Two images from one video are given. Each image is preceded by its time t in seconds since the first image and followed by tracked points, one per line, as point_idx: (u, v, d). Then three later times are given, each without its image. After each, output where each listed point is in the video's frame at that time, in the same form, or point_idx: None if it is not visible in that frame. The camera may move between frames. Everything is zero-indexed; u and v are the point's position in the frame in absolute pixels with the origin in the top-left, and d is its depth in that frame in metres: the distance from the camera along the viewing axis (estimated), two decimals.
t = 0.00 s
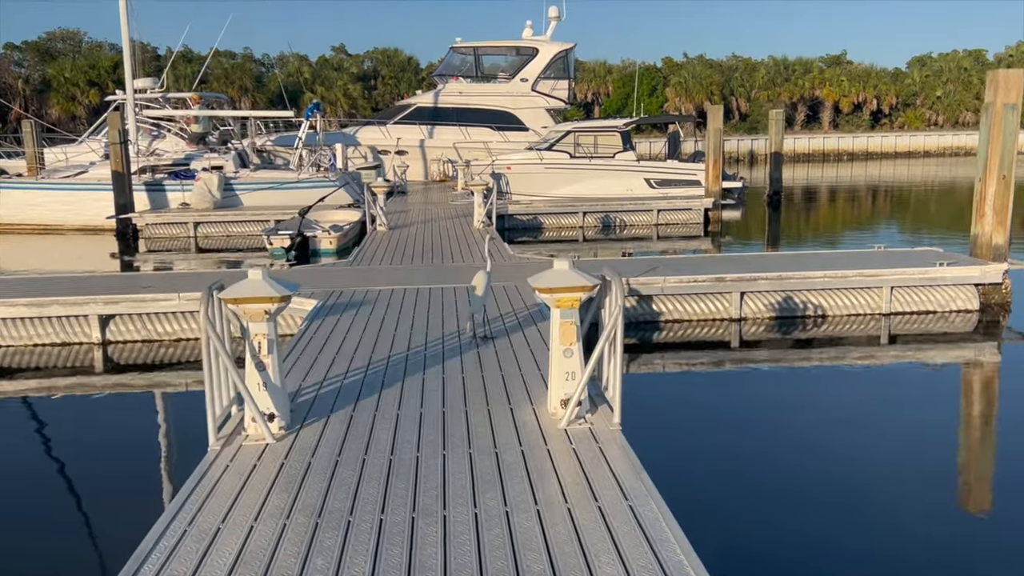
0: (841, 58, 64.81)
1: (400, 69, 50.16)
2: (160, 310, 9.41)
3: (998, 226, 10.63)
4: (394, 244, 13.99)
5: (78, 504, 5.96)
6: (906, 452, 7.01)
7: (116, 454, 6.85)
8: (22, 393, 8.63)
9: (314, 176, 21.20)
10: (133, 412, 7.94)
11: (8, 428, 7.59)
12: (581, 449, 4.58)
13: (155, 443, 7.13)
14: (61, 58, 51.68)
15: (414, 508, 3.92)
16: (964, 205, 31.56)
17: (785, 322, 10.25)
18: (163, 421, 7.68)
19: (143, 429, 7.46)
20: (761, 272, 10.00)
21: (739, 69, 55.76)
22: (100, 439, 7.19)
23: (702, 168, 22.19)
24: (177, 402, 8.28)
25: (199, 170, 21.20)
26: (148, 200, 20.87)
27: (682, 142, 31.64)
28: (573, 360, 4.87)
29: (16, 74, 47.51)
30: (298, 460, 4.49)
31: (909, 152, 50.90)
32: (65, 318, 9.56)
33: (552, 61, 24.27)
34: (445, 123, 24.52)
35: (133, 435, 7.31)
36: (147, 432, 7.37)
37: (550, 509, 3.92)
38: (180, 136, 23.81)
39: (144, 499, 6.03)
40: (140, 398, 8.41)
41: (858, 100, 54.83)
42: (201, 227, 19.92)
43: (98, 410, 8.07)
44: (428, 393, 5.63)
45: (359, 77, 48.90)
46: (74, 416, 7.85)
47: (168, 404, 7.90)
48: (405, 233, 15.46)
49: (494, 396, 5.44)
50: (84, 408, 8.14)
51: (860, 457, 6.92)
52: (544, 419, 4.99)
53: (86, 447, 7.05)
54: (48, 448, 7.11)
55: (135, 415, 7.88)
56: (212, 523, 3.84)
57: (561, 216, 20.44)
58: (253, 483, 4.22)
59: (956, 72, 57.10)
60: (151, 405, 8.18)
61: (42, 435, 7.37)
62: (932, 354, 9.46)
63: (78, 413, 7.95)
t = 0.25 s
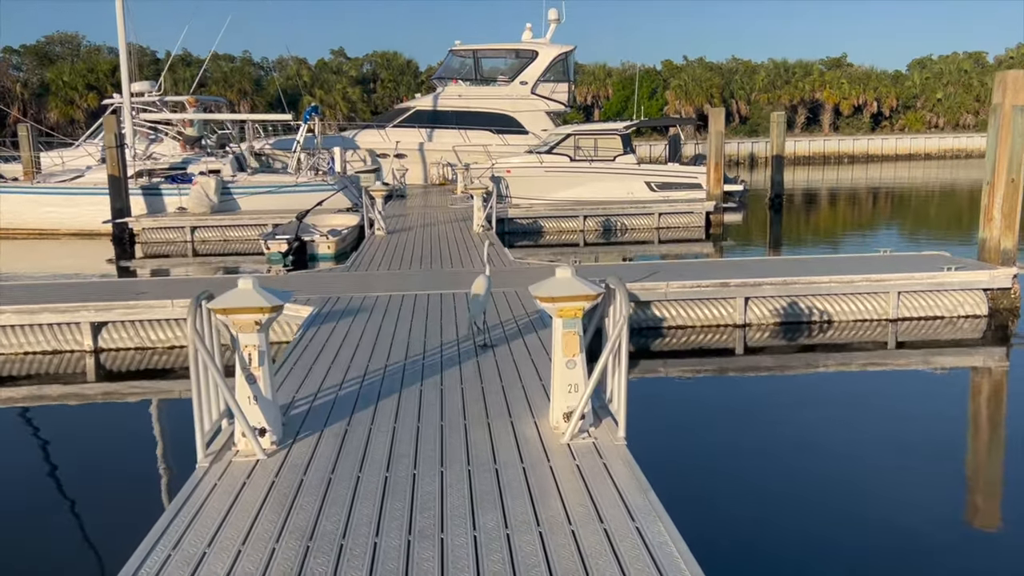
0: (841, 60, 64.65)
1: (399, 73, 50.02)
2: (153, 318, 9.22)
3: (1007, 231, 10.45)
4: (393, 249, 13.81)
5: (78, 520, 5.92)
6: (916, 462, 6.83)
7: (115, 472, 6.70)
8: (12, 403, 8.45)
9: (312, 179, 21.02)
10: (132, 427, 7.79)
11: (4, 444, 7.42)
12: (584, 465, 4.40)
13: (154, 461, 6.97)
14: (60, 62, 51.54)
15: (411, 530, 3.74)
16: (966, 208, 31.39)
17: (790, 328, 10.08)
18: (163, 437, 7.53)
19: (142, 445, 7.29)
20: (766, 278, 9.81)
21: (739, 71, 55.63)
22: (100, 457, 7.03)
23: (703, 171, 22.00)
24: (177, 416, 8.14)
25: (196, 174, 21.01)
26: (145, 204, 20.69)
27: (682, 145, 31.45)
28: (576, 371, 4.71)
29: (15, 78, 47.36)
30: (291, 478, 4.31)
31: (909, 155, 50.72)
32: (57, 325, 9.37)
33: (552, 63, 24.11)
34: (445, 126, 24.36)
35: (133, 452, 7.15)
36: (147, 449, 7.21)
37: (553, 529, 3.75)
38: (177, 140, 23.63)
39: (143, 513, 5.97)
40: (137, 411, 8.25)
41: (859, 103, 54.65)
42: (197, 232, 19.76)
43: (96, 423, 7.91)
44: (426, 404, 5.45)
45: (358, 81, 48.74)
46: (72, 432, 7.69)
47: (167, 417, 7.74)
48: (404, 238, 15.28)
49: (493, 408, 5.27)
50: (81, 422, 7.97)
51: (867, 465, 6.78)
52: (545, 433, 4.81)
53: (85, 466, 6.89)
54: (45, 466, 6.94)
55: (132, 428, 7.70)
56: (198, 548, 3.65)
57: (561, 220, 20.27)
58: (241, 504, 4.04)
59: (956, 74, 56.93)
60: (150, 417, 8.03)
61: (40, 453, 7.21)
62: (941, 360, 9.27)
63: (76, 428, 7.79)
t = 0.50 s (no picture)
0: (842, 61, 64.52)
1: (400, 74, 49.88)
2: (148, 322, 9.04)
3: (1018, 231, 10.29)
4: (393, 252, 13.63)
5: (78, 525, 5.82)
6: (930, 468, 6.66)
7: (114, 479, 6.55)
8: (5, 410, 8.27)
9: (312, 181, 20.86)
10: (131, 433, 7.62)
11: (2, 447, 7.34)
12: (593, 479, 4.21)
13: (153, 468, 6.81)
14: (59, 64, 51.41)
15: (412, 551, 3.56)
16: (969, 209, 31.24)
17: (797, 331, 9.88)
18: (163, 443, 7.38)
19: (141, 452, 7.13)
20: (772, 281, 9.64)
21: (740, 72, 55.50)
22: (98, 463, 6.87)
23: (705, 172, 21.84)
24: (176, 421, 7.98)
25: (195, 176, 20.84)
26: (143, 207, 20.52)
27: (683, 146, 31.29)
28: (583, 380, 4.55)
29: (15, 81, 47.26)
30: (286, 493, 4.15)
31: (911, 156, 50.57)
32: (50, 330, 9.19)
33: (553, 64, 23.96)
34: (445, 128, 24.20)
35: (132, 458, 7.00)
36: (147, 456, 7.05)
37: (560, 548, 3.57)
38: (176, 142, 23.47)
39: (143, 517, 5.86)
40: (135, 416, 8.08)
41: (860, 103, 54.51)
42: (196, 235, 19.61)
43: (93, 429, 7.75)
44: (427, 412, 5.29)
45: (359, 82, 48.63)
46: (70, 438, 7.53)
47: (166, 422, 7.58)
48: (405, 240, 15.12)
49: (497, 416, 5.10)
50: (80, 428, 7.82)
51: (877, 469, 6.64)
52: (551, 444, 4.64)
53: (83, 473, 6.73)
54: (41, 474, 6.78)
55: (131, 432, 7.59)
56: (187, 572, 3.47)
57: (563, 222, 20.11)
58: (234, 523, 3.87)
59: (958, 75, 56.82)
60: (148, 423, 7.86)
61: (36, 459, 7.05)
62: (952, 364, 9.10)
63: (74, 434, 7.63)
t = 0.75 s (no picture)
0: (844, 63, 64.32)
1: (401, 77, 49.71)
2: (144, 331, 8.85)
3: None
4: (394, 256, 13.43)
5: (77, 544, 5.65)
6: (947, 481, 6.46)
7: (114, 488, 6.50)
8: None
9: (312, 185, 20.66)
10: (132, 445, 7.43)
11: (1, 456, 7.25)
12: (604, 502, 4.03)
13: (154, 482, 6.62)
14: (59, 67, 51.33)
15: None
16: (973, 211, 31.02)
17: (807, 339, 9.69)
18: (165, 455, 7.19)
19: (141, 463, 6.98)
20: (781, 287, 9.43)
21: (742, 74, 55.33)
22: (99, 477, 6.69)
23: (708, 175, 21.65)
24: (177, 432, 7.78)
25: (194, 180, 20.65)
26: (142, 210, 20.33)
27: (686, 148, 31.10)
28: (593, 397, 4.37)
29: (15, 83, 47.14)
30: (284, 517, 3.95)
31: (914, 158, 50.37)
32: (45, 338, 9.02)
33: (555, 66, 23.78)
34: (447, 130, 24.01)
35: (133, 472, 6.81)
36: (147, 469, 6.87)
37: None
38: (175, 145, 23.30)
39: (141, 535, 5.69)
40: (134, 427, 7.88)
41: (863, 105, 54.31)
42: (196, 240, 19.49)
43: (93, 441, 7.56)
44: (430, 428, 5.09)
45: (359, 84, 48.48)
46: (70, 450, 7.34)
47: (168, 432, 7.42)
48: (406, 244, 14.92)
49: (502, 433, 4.91)
50: (79, 437, 7.71)
51: (890, 482, 6.46)
52: (559, 463, 4.45)
53: (83, 488, 6.55)
54: (39, 488, 6.59)
55: (131, 443, 7.48)
56: None
57: (565, 226, 19.91)
58: (228, 552, 3.68)
59: (960, 77, 56.63)
60: (149, 434, 7.67)
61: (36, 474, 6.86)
62: (966, 372, 8.88)
63: (73, 446, 7.45)
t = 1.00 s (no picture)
0: (846, 62, 64.08)
1: (402, 77, 49.50)
2: (139, 334, 8.67)
3: None
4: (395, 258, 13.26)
5: (72, 534, 5.67)
6: (962, 482, 6.31)
7: (111, 484, 6.43)
8: None
9: (312, 185, 20.49)
10: (130, 446, 7.28)
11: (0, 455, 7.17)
12: (613, 515, 3.86)
13: (152, 480, 6.51)
14: (60, 67, 51.22)
15: None
16: (977, 211, 30.79)
17: (815, 341, 9.51)
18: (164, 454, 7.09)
19: (141, 462, 6.88)
20: (789, 289, 9.26)
21: (744, 74, 55.11)
22: (100, 479, 6.54)
23: (712, 175, 21.48)
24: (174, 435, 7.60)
25: (194, 180, 20.50)
26: (141, 211, 20.20)
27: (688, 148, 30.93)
28: (601, 407, 4.21)
29: (15, 83, 47.00)
30: (279, 532, 3.79)
31: (917, 158, 50.13)
32: (39, 341, 8.86)
33: (557, 66, 23.64)
34: (448, 130, 23.84)
35: (132, 475, 6.66)
36: (146, 467, 6.77)
37: None
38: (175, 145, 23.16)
39: (137, 541, 5.55)
40: (132, 430, 7.73)
41: (865, 105, 54.10)
42: (195, 240, 19.35)
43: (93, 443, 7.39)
44: (434, 437, 4.91)
45: (360, 84, 48.34)
46: (69, 452, 7.19)
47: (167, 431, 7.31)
48: (407, 245, 14.76)
49: (506, 442, 4.74)
50: (78, 436, 7.60)
51: (901, 485, 6.29)
52: (566, 475, 4.29)
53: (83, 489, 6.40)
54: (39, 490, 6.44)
55: (131, 442, 7.37)
56: None
57: (568, 226, 19.73)
58: (220, 569, 3.51)
59: (963, 77, 56.41)
60: (148, 435, 7.52)
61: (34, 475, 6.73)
62: (978, 375, 8.69)
63: (72, 448, 7.30)
